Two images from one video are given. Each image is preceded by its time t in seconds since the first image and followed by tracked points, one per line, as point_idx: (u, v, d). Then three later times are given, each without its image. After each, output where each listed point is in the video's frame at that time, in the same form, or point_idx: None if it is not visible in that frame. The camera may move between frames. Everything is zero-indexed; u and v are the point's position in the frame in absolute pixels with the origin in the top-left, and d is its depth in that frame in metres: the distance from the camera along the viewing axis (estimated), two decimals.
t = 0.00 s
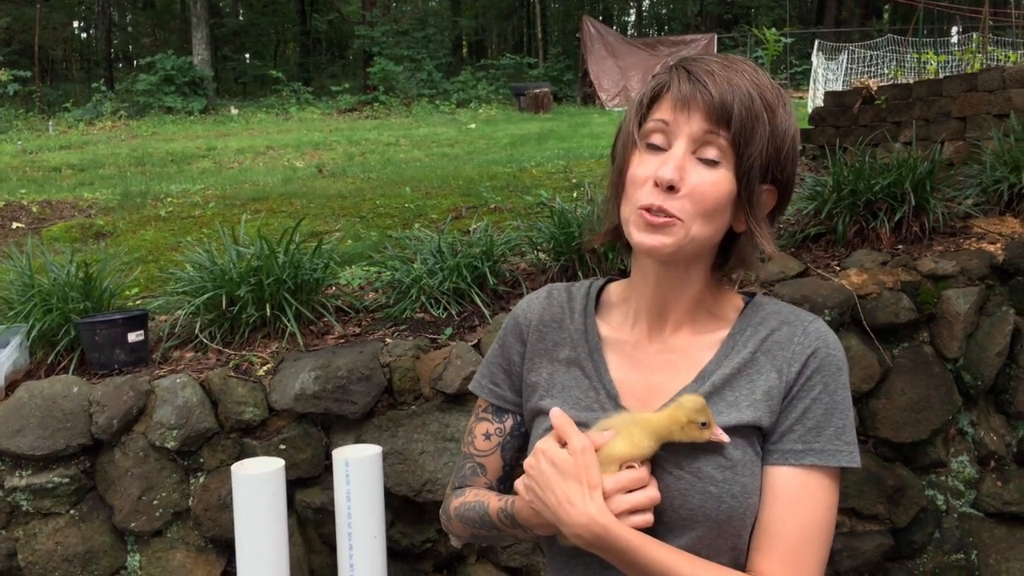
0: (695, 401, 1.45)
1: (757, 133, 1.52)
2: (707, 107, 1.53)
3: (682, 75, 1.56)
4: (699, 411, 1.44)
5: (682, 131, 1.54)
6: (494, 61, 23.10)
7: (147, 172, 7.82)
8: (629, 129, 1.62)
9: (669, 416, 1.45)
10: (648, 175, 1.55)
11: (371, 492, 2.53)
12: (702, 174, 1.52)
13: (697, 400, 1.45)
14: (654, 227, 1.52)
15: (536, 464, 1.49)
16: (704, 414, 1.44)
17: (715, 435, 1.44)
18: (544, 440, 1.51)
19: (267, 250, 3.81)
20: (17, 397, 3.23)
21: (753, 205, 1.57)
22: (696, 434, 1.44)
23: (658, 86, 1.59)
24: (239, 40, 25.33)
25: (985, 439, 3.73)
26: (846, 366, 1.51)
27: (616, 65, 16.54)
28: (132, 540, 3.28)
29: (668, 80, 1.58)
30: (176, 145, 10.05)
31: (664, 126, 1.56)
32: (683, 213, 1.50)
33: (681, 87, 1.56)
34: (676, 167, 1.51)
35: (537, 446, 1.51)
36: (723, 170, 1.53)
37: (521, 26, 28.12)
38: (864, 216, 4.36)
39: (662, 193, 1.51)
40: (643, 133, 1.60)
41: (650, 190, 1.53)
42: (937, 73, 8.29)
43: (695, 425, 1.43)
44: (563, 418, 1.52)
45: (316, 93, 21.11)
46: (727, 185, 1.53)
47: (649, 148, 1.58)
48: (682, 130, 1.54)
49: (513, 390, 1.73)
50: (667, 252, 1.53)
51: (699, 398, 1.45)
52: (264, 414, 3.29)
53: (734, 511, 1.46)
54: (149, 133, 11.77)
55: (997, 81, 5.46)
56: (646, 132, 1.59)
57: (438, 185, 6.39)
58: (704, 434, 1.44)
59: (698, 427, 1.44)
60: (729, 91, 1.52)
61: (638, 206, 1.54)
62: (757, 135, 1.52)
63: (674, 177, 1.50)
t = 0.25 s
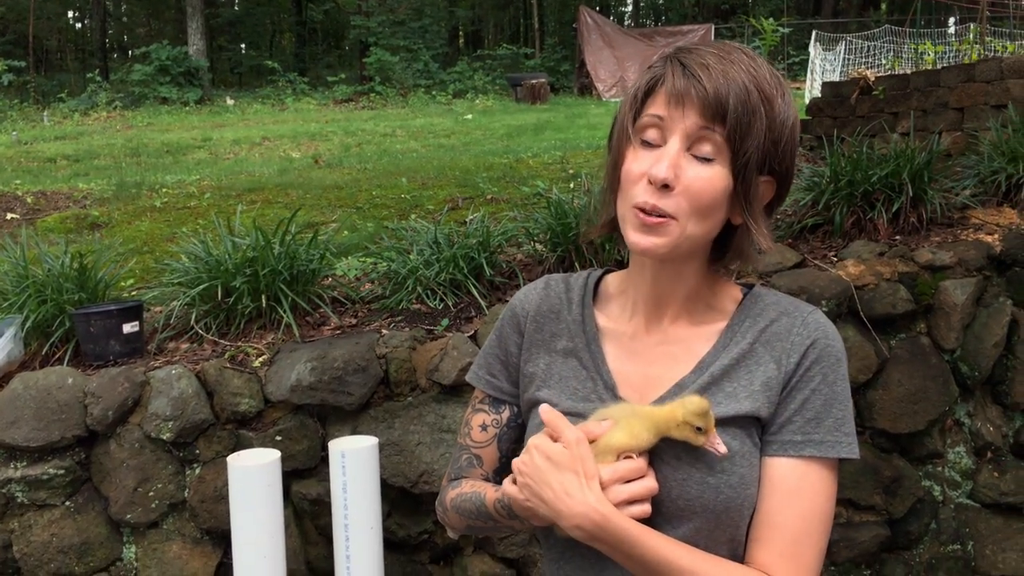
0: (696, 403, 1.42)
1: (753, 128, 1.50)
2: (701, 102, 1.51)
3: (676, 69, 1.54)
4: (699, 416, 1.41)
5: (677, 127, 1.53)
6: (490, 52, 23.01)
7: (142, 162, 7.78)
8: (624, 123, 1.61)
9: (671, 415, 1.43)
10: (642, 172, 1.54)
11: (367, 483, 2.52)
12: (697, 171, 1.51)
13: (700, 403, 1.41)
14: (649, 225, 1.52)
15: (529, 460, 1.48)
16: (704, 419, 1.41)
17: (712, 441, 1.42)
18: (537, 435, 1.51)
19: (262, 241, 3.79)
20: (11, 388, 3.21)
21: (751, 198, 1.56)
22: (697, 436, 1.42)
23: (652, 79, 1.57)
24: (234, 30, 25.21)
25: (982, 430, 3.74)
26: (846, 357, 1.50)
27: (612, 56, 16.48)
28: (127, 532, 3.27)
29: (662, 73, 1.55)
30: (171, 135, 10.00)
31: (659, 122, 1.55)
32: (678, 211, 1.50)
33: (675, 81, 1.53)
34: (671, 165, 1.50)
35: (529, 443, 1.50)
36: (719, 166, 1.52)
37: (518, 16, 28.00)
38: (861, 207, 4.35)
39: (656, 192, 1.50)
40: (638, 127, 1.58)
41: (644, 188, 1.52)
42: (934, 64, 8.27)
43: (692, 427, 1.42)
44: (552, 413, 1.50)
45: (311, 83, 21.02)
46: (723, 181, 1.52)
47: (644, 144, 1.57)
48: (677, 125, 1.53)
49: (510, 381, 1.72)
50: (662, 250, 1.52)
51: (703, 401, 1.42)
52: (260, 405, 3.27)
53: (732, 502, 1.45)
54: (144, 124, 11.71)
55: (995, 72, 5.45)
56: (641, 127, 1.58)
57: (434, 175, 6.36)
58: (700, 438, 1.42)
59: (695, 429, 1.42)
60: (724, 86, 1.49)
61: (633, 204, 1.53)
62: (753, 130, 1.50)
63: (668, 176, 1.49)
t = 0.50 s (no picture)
0: (694, 406, 1.40)
1: (756, 119, 1.49)
2: (704, 94, 1.49)
3: (677, 62, 1.52)
4: (698, 418, 1.39)
5: (680, 120, 1.51)
6: (489, 44, 22.94)
7: (139, 155, 7.76)
8: (624, 118, 1.58)
9: (668, 416, 1.42)
10: (647, 167, 1.52)
11: (364, 477, 2.51)
12: (702, 163, 1.49)
13: (697, 406, 1.39)
14: (657, 219, 1.50)
15: (526, 456, 1.42)
16: (702, 422, 1.39)
17: (711, 445, 1.40)
18: (531, 428, 1.44)
19: (259, 233, 3.78)
20: (7, 381, 3.20)
21: (755, 189, 1.55)
22: (695, 439, 1.40)
23: (652, 72, 1.55)
24: (232, 22, 25.15)
25: (981, 424, 3.73)
26: (845, 355, 1.49)
27: (611, 48, 16.44)
28: (124, 526, 3.26)
29: (662, 66, 1.54)
30: (169, 128, 9.97)
31: (661, 116, 1.53)
32: (686, 205, 1.49)
33: (676, 74, 1.51)
34: (677, 159, 1.48)
35: (525, 436, 1.43)
36: (723, 158, 1.51)
37: (516, 9, 27.90)
38: (860, 200, 4.34)
39: (663, 186, 1.49)
40: (640, 122, 1.56)
41: (650, 182, 1.51)
42: (934, 57, 8.25)
43: (689, 430, 1.40)
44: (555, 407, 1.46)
45: (310, 76, 20.96)
46: (727, 173, 1.51)
47: (646, 139, 1.55)
48: (680, 119, 1.51)
49: (507, 375, 1.71)
50: (669, 244, 1.51)
51: (701, 403, 1.40)
52: (257, 399, 3.26)
53: (730, 500, 1.45)
54: (142, 116, 11.67)
55: (995, 65, 5.43)
56: (642, 121, 1.56)
57: (432, 168, 6.34)
58: (697, 441, 1.40)
59: (692, 433, 1.40)
60: (726, 76, 1.48)
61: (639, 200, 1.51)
62: (756, 120, 1.49)
63: (675, 170, 1.47)
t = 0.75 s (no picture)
0: (694, 406, 1.40)
1: (757, 119, 1.48)
2: (704, 95, 1.48)
3: (677, 61, 1.50)
4: (696, 419, 1.39)
5: (680, 121, 1.50)
6: (489, 41, 22.90)
7: (138, 151, 7.74)
8: (623, 117, 1.57)
9: (668, 414, 1.41)
10: (646, 168, 1.51)
11: (362, 475, 2.50)
12: (702, 164, 1.48)
13: (698, 407, 1.40)
14: (656, 220, 1.49)
15: (551, 418, 1.44)
16: (701, 423, 1.39)
17: (708, 447, 1.40)
18: (564, 394, 1.45)
19: (257, 230, 3.77)
20: (4, 378, 3.19)
21: (755, 188, 1.55)
22: (692, 439, 1.40)
23: (652, 71, 1.53)
24: (232, 18, 25.19)
25: (981, 423, 3.72)
26: (846, 352, 1.48)
27: (610, 46, 16.41)
28: (121, 523, 3.25)
29: (662, 65, 1.52)
30: (168, 124, 9.94)
31: (660, 116, 1.52)
32: (685, 207, 1.48)
33: (676, 74, 1.50)
34: (676, 160, 1.47)
35: (555, 401, 1.45)
36: (723, 159, 1.50)
37: (516, 5, 27.85)
38: (861, 198, 4.33)
39: (662, 188, 1.48)
40: (639, 121, 1.55)
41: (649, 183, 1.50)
42: (934, 55, 8.24)
43: (688, 430, 1.40)
44: (593, 377, 1.44)
45: (309, 72, 20.92)
46: (727, 174, 1.50)
47: (646, 140, 1.54)
48: (680, 120, 1.50)
49: (505, 374, 1.70)
50: (669, 244, 1.50)
51: (702, 405, 1.40)
52: (255, 396, 3.25)
53: (730, 499, 1.44)
54: (141, 112, 11.64)
55: (996, 63, 5.42)
56: (641, 121, 1.55)
57: (431, 165, 6.33)
58: (695, 441, 1.40)
59: (690, 433, 1.40)
60: (726, 77, 1.46)
61: (638, 202, 1.50)
62: (756, 121, 1.48)
63: (675, 172, 1.46)
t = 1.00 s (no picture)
0: (683, 400, 1.40)
1: (758, 118, 1.47)
2: (704, 94, 1.46)
3: (677, 60, 1.49)
4: (685, 412, 1.39)
5: (679, 121, 1.48)
6: (489, 40, 22.87)
7: (137, 148, 7.72)
8: (623, 117, 1.56)
9: (659, 410, 1.41)
10: (646, 167, 1.50)
11: (360, 475, 2.49)
12: (702, 165, 1.47)
13: (688, 400, 1.40)
14: (656, 220, 1.48)
15: (550, 420, 1.44)
16: (688, 417, 1.39)
17: (694, 443, 1.39)
18: (563, 397, 1.46)
19: (256, 228, 3.76)
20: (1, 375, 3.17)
21: (757, 189, 1.53)
22: (679, 434, 1.39)
23: (652, 70, 1.52)
24: (232, 16, 25.17)
25: (981, 425, 3.71)
26: (849, 354, 1.47)
27: (611, 45, 16.38)
28: (119, 522, 3.24)
29: (662, 64, 1.50)
30: (167, 121, 9.92)
31: (661, 116, 1.50)
32: (685, 207, 1.47)
33: (676, 72, 1.48)
34: (676, 160, 1.46)
35: (554, 403, 1.45)
36: (723, 159, 1.49)
37: (517, 4, 27.83)
38: (862, 198, 4.31)
39: (662, 188, 1.47)
40: (639, 121, 1.54)
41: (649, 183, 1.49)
42: (935, 56, 8.23)
43: (675, 425, 1.39)
44: (589, 379, 1.45)
45: (309, 71, 20.91)
46: (728, 173, 1.49)
47: (646, 139, 1.53)
48: (680, 119, 1.48)
49: (505, 374, 1.69)
50: (669, 245, 1.49)
51: (692, 398, 1.41)
52: (253, 394, 3.24)
53: (730, 502, 1.43)
54: (141, 110, 11.62)
55: (997, 64, 5.41)
56: (641, 120, 1.53)
57: (431, 164, 6.31)
58: (682, 437, 1.39)
59: (677, 427, 1.40)
60: (727, 76, 1.45)
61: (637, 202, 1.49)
62: (757, 120, 1.47)
63: (674, 172, 1.45)
